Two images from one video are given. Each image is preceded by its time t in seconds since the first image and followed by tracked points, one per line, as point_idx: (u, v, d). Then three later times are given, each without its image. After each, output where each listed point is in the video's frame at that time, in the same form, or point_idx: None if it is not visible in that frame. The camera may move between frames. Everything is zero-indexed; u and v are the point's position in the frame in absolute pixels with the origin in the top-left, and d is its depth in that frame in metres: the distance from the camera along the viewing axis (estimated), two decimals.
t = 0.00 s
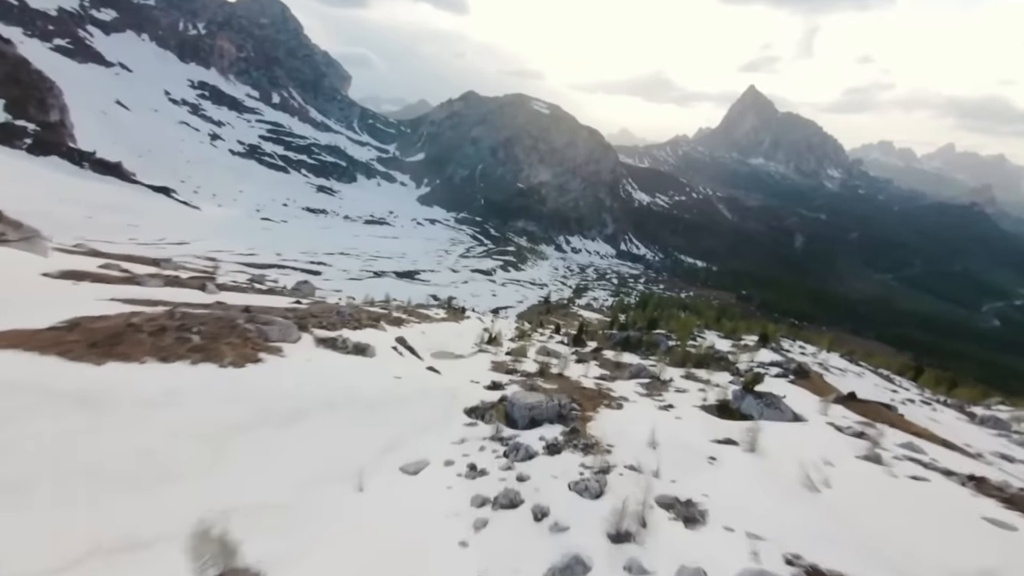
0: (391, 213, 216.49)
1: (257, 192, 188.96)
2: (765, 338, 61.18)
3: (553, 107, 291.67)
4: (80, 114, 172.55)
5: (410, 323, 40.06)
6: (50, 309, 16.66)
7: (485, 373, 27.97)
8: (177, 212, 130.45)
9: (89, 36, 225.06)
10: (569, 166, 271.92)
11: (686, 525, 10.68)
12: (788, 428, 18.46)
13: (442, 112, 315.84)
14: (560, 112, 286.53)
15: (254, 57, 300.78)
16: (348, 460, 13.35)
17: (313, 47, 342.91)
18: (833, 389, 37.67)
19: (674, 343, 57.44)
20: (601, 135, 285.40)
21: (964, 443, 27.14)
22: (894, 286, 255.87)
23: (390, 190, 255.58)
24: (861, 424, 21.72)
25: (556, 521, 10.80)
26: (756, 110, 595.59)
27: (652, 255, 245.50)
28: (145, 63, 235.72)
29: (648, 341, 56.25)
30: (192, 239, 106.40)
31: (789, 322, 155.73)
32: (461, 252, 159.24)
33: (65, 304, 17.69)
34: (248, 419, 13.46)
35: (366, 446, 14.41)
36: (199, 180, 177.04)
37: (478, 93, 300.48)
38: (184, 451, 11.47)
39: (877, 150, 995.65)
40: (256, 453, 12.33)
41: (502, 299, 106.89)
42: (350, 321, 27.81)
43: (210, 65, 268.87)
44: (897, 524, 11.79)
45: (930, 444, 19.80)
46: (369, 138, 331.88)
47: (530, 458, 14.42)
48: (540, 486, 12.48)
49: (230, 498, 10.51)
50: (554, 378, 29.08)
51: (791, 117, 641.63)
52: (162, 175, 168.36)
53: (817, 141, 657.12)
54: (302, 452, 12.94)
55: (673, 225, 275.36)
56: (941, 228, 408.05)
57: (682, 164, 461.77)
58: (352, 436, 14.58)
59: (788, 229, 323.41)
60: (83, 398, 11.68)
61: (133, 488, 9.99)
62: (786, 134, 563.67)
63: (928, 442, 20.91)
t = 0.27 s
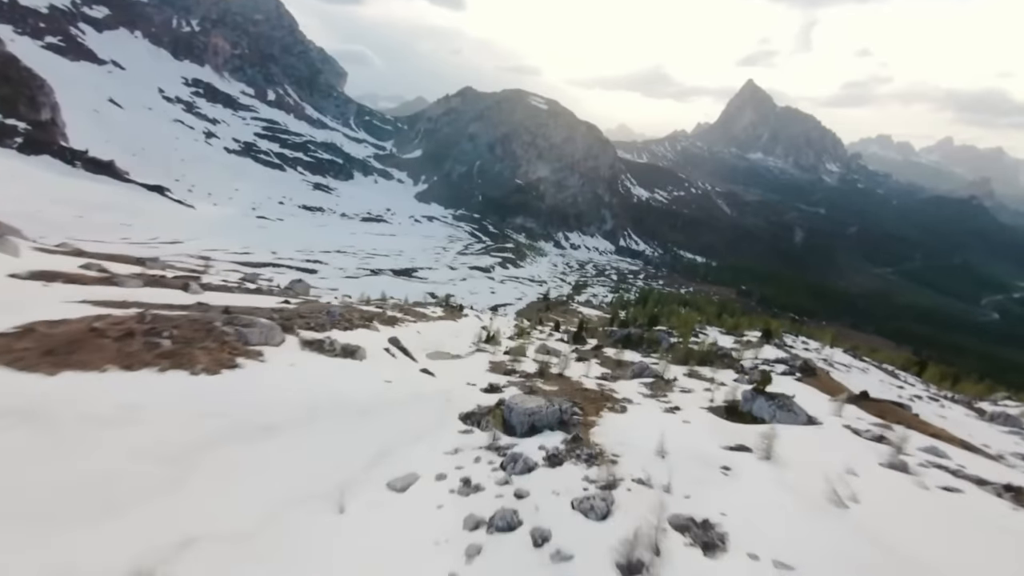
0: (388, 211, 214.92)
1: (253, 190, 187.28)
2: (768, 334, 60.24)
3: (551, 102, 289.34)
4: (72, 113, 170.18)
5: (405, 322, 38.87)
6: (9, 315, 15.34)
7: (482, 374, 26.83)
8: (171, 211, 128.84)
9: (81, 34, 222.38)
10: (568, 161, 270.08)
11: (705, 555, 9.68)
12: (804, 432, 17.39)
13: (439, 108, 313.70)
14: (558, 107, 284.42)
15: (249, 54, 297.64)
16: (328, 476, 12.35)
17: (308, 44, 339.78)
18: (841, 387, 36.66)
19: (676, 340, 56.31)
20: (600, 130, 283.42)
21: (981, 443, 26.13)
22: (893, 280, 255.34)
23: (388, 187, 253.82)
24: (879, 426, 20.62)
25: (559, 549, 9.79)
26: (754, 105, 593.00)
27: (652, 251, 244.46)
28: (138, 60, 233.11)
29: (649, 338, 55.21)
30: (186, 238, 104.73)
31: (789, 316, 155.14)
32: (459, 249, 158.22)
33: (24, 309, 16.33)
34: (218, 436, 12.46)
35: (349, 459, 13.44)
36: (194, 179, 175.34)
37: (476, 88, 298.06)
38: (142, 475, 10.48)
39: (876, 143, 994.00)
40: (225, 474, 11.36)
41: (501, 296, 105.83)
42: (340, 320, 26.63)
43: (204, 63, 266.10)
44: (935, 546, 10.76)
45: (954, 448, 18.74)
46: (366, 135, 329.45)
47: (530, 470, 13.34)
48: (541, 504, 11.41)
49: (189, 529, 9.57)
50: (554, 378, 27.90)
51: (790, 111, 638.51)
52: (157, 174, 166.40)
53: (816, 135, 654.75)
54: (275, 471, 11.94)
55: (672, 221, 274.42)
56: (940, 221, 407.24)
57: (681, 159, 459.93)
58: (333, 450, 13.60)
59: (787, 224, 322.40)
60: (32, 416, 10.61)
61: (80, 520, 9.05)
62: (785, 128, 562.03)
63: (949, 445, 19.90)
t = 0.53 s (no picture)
0: (386, 209, 213.72)
1: (249, 189, 186.08)
2: (770, 331, 59.56)
3: (549, 99, 287.90)
4: (66, 112, 168.61)
5: (400, 321, 38.02)
6: None
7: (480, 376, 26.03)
8: (167, 211, 127.76)
9: (75, 33, 220.39)
10: (566, 159, 269.03)
11: None
12: (816, 436, 16.60)
13: (436, 105, 312.04)
14: (556, 105, 283.09)
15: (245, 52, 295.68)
16: (315, 489, 11.65)
17: (305, 42, 337.96)
18: (846, 386, 35.99)
19: (677, 338, 55.52)
20: (598, 127, 282.13)
21: (993, 443, 25.45)
22: (892, 276, 254.98)
23: (385, 186, 252.48)
24: (892, 428, 19.81)
25: (560, 573, 9.10)
26: (752, 102, 591.79)
27: (651, 248, 243.77)
28: (133, 60, 231.40)
29: (650, 336, 54.46)
30: (181, 238, 103.69)
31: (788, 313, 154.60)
32: (457, 248, 157.35)
33: None
34: (195, 448, 11.70)
35: (336, 471, 12.71)
36: (190, 179, 174.01)
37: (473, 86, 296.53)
38: (110, 492, 9.71)
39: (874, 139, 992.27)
40: (201, 490, 10.60)
41: (500, 294, 105.03)
42: (331, 321, 25.82)
43: (200, 62, 264.27)
44: (963, 561, 10.04)
45: (970, 450, 18.03)
46: (363, 134, 327.80)
47: (529, 481, 12.56)
48: (540, 520, 10.68)
49: (160, 552, 8.88)
50: (554, 379, 27.11)
51: (788, 107, 637.68)
52: (152, 173, 165.01)
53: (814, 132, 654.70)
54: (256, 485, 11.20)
55: (671, 218, 273.66)
56: (938, 216, 407.15)
57: (679, 156, 458.87)
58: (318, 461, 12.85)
59: (786, 220, 321.64)
60: None
61: (41, 544, 8.36)
62: (783, 125, 560.85)
63: (964, 446, 19.20)
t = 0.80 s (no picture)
0: (383, 208, 211.96)
1: (244, 189, 184.29)
2: (773, 327, 58.50)
3: (546, 95, 285.98)
4: (57, 112, 166.09)
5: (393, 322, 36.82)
6: None
7: (476, 379, 24.83)
8: (159, 212, 125.94)
9: (66, 32, 217.44)
10: (563, 156, 267.40)
11: None
12: (836, 442, 15.54)
13: (432, 103, 309.78)
14: (553, 101, 281.31)
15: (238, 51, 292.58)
16: (293, 512, 10.53)
17: (299, 40, 335.03)
18: (854, 383, 34.98)
19: (679, 336, 54.24)
20: (595, 124, 280.47)
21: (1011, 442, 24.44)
22: (891, 270, 254.63)
23: (382, 184, 250.58)
24: (914, 431, 18.72)
25: None
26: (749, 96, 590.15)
27: (649, 245, 242.90)
28: (125, 59, 228.57)
29: (651, 333, 53.36)
30: (174, 239, 102.06)
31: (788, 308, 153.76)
32: (455, 246, 156.06)
33: None
34: (158, 468, 10.53)
35: (317, 486, 11.69)
36: (184, 178, 171.94)
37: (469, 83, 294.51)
38: (57, 524, 8.55)
39: (871, 133, 991.72)
40: (162, 517, 9.43)
41: (498, 293, 103.69)
42: (319, 322, 24.63)
43: (193, 60, 261.31)
44: None
45: (1000, 455, 16.92)
46: (359, 132, 325.42)
47: (528, 500, 11.47)
48: (542, 549, 9.52)
49: None
50: (554, 381, 25.79)
51: (786, 101, 634.85)
52: (145, 174, 162.89)
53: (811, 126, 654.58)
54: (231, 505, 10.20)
55: (669, 214, 272.61)
56: (935, 210, 407.31)
57: (677, 152, 457.57)
58: (299, 476, 11.81)
59: (784, 215, 320.93)
60: None
61: None
62: (780, 119, 559.77)
63: (990, 450, 18.11)
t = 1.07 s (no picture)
0: (379, 207, 210.19)
1: (238, 190, 182.42)
2: (776, 323, 57.48)
3: (542, 92, 284.25)
4: (46, 114, 163.62)
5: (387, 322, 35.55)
6: None
7: (472, 382, 23.68)
8: (152, 214, 124.20)
9: (55, 32, 214.52)
10: (560, 153, 265.96)
11: None
12: (860, 449, 14.50)
13: (428, 101, 307.64)
14: (549, 98, 279.73)
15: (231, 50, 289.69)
16: (263, 546, 9.45)
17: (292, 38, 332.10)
18: (864, 381, 33.95)
19: (680, 333, 53.14)
20: (592, 120, 278.98)
21: None
22: (889, 264, 254.47)
23: (378, 183, 248.67)
24: (937, 433, 17.68)
25: None
26: (746, 92, 589.08)
27: (648, 241, 242.09)
28: (116, 59, 225.92)
29: (652, 331, 52.23)
30: (166, 240, 100.33)
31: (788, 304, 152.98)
32: (452, 244, 154.74)
33: None
34: (110, 499, 9.41)
35: (291, 513, 10.62)
36: (177, 180, 169.89)
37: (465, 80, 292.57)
38: None
39: (867, 127, 991.68)
40: (110, 556, 8.35)
41: (496, 291, 102.43)
42: (306, 325, 23.38)
43: (185, 60, 258.36)
44: None
45: None
46: (355, 131, 323.12)
47: (529, 525, 10.35)
48: None
49: None
50: (554, 383, 24.66)
51: (782, 95, 633.84)
52: (137, 175, 160.71)
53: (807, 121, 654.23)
54: (191, 539, 9.15)
55: (667, 211, 271.65)
56: (932, 203, 407.52)
57: (674, 148, 456.54)
58: (270, 503, 10.73)
59: (782, 210, 320.38)
60: None
61: None
62: (777, 114, 559.03)
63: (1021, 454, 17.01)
